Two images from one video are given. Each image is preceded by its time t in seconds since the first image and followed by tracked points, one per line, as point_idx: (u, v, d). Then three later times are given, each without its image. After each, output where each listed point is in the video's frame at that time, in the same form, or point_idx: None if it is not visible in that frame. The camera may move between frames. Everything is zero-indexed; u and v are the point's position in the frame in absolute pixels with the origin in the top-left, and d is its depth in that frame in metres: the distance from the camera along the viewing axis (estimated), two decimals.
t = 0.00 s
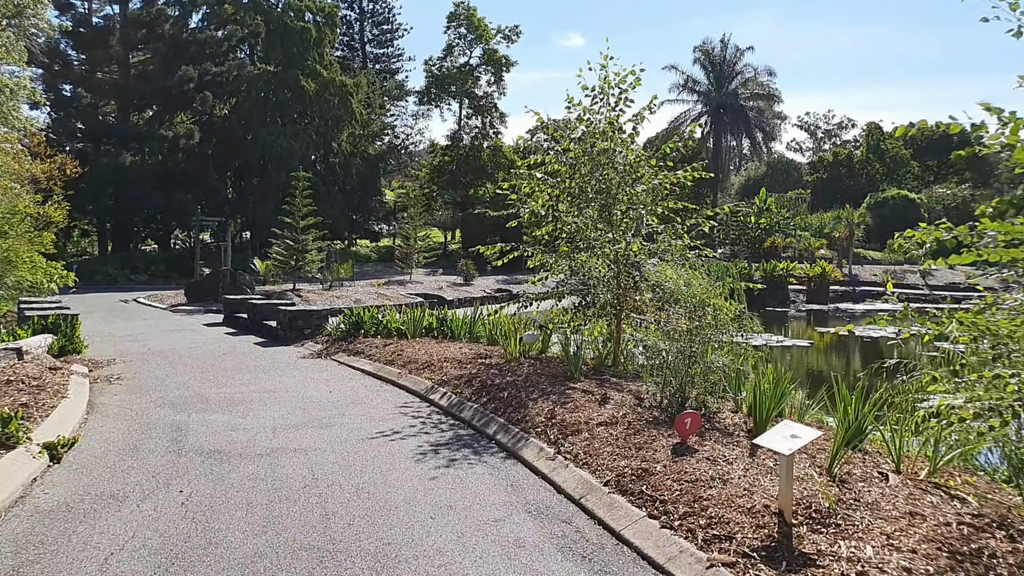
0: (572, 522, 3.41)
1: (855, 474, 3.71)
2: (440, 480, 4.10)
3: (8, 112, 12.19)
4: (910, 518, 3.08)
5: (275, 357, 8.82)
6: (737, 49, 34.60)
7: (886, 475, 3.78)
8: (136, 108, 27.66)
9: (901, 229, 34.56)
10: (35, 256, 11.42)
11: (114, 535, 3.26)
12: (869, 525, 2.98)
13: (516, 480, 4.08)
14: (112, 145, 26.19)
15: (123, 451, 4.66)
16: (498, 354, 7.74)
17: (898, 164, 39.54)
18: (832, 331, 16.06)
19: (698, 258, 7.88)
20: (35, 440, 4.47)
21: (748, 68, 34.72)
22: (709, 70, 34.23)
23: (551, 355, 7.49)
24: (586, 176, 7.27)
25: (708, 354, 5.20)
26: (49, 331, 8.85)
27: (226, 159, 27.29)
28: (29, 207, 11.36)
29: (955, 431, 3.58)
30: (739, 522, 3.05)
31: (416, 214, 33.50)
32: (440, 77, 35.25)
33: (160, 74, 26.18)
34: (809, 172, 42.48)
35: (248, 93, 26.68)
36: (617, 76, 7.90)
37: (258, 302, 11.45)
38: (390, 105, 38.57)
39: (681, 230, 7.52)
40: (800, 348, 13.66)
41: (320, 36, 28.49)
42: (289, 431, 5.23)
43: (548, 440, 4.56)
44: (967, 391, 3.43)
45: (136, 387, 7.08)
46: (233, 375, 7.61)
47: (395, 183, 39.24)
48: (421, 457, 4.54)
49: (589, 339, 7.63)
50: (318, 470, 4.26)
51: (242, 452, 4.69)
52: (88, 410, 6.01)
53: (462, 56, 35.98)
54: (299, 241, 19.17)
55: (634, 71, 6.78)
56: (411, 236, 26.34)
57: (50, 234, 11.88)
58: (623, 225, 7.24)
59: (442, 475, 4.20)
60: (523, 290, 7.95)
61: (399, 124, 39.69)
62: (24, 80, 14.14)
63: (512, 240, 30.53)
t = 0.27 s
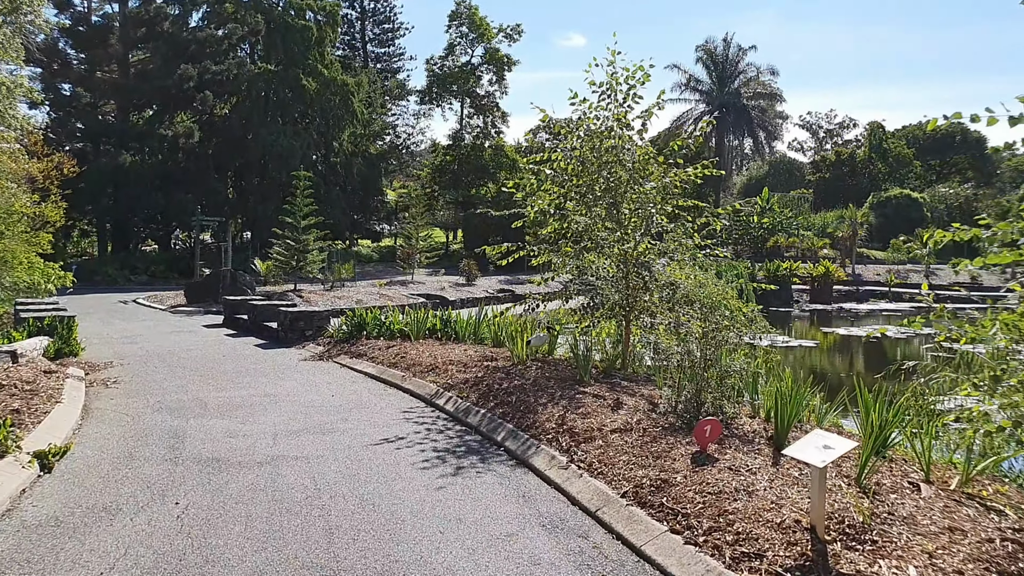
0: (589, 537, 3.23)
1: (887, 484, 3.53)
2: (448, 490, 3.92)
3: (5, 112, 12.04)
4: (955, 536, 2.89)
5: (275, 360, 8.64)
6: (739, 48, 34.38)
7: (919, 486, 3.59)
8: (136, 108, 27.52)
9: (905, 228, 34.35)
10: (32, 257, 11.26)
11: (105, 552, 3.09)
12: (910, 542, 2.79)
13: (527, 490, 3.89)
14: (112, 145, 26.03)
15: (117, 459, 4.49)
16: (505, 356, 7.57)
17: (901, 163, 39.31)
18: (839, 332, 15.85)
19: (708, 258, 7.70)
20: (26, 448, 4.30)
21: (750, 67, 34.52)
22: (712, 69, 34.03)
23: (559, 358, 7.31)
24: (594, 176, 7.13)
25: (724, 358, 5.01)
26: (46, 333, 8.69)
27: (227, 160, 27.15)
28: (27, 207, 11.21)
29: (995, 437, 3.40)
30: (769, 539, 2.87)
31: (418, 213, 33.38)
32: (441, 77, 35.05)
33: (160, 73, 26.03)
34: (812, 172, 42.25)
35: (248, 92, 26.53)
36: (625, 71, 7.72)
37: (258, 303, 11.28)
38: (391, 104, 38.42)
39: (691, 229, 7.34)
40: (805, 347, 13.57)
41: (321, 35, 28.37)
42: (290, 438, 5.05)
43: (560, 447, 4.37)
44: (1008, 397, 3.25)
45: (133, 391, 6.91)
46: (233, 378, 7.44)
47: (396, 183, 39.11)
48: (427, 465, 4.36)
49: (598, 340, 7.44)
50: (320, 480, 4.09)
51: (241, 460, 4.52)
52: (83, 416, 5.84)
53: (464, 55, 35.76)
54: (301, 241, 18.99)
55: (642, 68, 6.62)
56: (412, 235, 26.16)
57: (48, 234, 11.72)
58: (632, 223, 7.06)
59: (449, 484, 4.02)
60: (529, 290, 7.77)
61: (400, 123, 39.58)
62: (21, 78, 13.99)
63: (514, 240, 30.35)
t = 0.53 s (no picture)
0: (610, 557, 3.04)
1: (924, 499, 3.34)
2: (458, 503, 3.73)
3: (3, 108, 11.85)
4: (1004, 558, 2.70)
5: (276, 362, 8.45)
6: (743, 48, 34.17)
7: (956, 500, 3.40)
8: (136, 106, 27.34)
9: (908, 229, 34.19)
10: (29, 256, 11.07)
11: (94, 572, 2.89)
12: (958, 565, 2.60)
13: (541, 503, 3.70)
14: (112, 143, 25.85)
15: (111, 468, 4.29)
16: (511, 360, 7.37)
17: (904, 164, 39.13)
18: (845, 334, 15.65)
19: (719, 259, 7.52)
20: (15, 457, 4.11)
21: (754, 67, 34.31)
22: (715, 69, 33.81)
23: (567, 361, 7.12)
24: (604, 174, 6.97)
25: (743, 363, 4.81)
26: (42, 335, 8.49)
27: (228, 159, 26.98)
28: (24, 204, 11.02)
29: None
30: (807, 561, 2.67)
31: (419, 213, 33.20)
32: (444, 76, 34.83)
33: (161, 71, 25.85)
34: (815, 172, 42.04)
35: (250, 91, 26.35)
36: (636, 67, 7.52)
37: (259, 304, 11.09)
38: (393, 103, 38.22)
39: (703, 229, 7.13)
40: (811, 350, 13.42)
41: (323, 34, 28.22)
42: (292, 445, 4.85)
43: (574, 457, 4.18)
44: None
45: (129, 395, 6.71)
46: (233, 381, 7.24)
47: (398, 183, 38.92)
48: (435, 475, 4.17)
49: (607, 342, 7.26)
50: (323, 492, 3.89)
51: (241, 469, 4.33)
52: (77, 420, 5.64)
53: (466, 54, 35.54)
54: (302, 241, 18.80)
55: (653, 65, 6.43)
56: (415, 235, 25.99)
57: (45, 233, 11.53)
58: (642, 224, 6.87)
59: (459, 496, 3.83)
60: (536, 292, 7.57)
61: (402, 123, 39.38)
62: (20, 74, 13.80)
63: (516, 240, 30.17)
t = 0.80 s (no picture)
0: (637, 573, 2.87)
1: (966, 510, 3.16)
2: (472, 513, 3.56)
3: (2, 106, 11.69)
4: None
5: (280, 364, 8.29)
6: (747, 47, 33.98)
7: (999, 512, 3.22)
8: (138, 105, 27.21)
9: (913, 229, 34.03)
10: (29, 256, 10.92)
11: None
12: None
13: (560, 513, 3.53)
14: (113, 143, 25.70)
15: (110, 476, 4.13)
16: (521, 362, 7.19)
17: (908, 163, 38.97)
18: (853, 334, 15.50)
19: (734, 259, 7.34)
20: (11, 463, 3.95)
21: (757, 66, 34.17)
22: (719, 68, 33.61)
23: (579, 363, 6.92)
24: (617, 168, 6.71)
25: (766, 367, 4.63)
26: (42, 336, 8.33)
27: (230, 158, 26.85)
28: (24, 203, 10.87)
29: None
30: None
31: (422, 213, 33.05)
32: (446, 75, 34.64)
33: (162, 70, 25.70)
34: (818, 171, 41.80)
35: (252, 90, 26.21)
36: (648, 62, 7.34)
37: (262, 304, 10.94)
38: (395, 103, 38.07)
39: (718, 228, 6.90)
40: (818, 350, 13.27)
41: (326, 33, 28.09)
42: (298, 451, 4.68)
43: (593, 465, 4.00)
44: None
45: (130, 397, 6.55)
46: (235, 383, 7.08)
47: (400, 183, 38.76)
48: (445, 483, 3.99)
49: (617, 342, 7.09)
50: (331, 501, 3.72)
51: (245, 476, 4.16)
52: (76, 425, 5.48)
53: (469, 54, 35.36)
54: (305, 240, 18.65)
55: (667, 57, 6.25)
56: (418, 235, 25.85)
57: (45, 232, 11.37)
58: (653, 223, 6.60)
59: (472, 505, 3.67)
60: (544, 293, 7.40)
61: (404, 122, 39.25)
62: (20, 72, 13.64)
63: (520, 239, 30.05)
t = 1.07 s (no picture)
0: None
1: (1009, 527, 2.98)
2: (483, 527, 3.38)
3: None
4: None
5: (281, 367, 8.11)
6: (749, 47, 33.81)
7: None
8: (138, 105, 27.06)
9: (917, 229, 33.82)
10: (27, 256, 10.76)
11: None
12: None
13: (577, 529, 3.34)
14: (114, 143, 25.55)
15: (105, 486, 3.96)
16: (528, 365, 7.01)
17: (912, 163, 38.78)
18: (861, 336, 15.30)
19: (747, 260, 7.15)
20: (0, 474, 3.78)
21: (760, 66, 34.01)
22: (721, 68, 33.43)
23: (588, 367, 6.74)
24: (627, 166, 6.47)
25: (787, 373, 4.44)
26: (39, 338, 8.17)
27: (231, 158, 26.71)
28: (21, 203, 10.71)
29: None
30: None
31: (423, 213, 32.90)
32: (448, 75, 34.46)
33: (163, 70, 25.55)
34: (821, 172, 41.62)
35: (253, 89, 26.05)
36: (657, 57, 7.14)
37: (263, 305, 10.78)
38: (397, 103, 37.92)
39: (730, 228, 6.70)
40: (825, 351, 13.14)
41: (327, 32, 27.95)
42: (301, 460, 4.51)
43: (609, 476, 3.81)
44: None
45: (128, 402, 6.39)
46: (235, 387, 6.91)
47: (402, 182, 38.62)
48: (453, 493, 3.81)
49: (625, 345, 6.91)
50: (335, 514, 3.55)
51: (245, 487, 3.99)
52: (71, 431, 5.32)
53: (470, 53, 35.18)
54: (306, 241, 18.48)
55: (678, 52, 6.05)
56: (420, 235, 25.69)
57: (43, 233, 11.21)
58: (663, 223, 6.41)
59: (483, 518, 3.49)
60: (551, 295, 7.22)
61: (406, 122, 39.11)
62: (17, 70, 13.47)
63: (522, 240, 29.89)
